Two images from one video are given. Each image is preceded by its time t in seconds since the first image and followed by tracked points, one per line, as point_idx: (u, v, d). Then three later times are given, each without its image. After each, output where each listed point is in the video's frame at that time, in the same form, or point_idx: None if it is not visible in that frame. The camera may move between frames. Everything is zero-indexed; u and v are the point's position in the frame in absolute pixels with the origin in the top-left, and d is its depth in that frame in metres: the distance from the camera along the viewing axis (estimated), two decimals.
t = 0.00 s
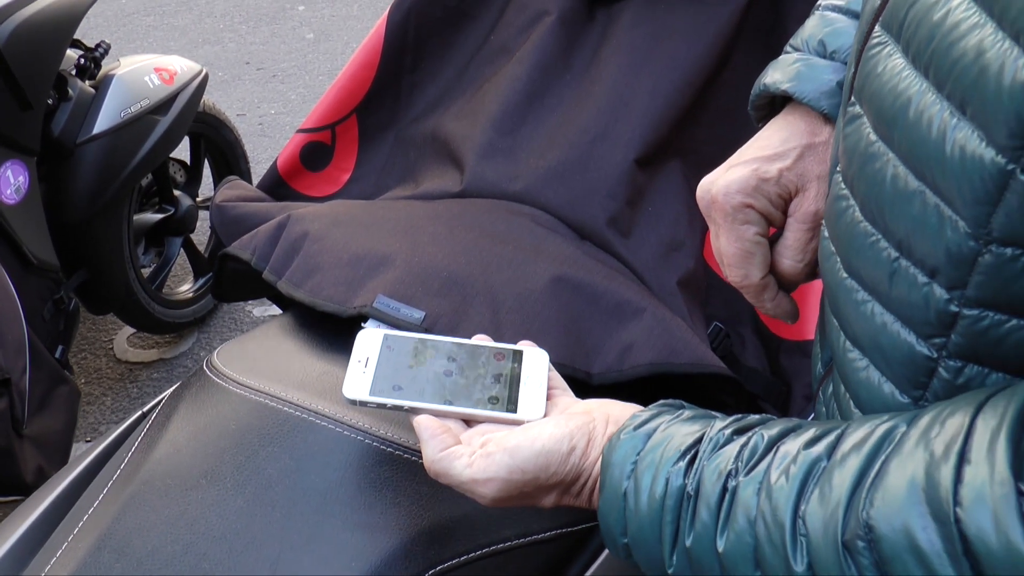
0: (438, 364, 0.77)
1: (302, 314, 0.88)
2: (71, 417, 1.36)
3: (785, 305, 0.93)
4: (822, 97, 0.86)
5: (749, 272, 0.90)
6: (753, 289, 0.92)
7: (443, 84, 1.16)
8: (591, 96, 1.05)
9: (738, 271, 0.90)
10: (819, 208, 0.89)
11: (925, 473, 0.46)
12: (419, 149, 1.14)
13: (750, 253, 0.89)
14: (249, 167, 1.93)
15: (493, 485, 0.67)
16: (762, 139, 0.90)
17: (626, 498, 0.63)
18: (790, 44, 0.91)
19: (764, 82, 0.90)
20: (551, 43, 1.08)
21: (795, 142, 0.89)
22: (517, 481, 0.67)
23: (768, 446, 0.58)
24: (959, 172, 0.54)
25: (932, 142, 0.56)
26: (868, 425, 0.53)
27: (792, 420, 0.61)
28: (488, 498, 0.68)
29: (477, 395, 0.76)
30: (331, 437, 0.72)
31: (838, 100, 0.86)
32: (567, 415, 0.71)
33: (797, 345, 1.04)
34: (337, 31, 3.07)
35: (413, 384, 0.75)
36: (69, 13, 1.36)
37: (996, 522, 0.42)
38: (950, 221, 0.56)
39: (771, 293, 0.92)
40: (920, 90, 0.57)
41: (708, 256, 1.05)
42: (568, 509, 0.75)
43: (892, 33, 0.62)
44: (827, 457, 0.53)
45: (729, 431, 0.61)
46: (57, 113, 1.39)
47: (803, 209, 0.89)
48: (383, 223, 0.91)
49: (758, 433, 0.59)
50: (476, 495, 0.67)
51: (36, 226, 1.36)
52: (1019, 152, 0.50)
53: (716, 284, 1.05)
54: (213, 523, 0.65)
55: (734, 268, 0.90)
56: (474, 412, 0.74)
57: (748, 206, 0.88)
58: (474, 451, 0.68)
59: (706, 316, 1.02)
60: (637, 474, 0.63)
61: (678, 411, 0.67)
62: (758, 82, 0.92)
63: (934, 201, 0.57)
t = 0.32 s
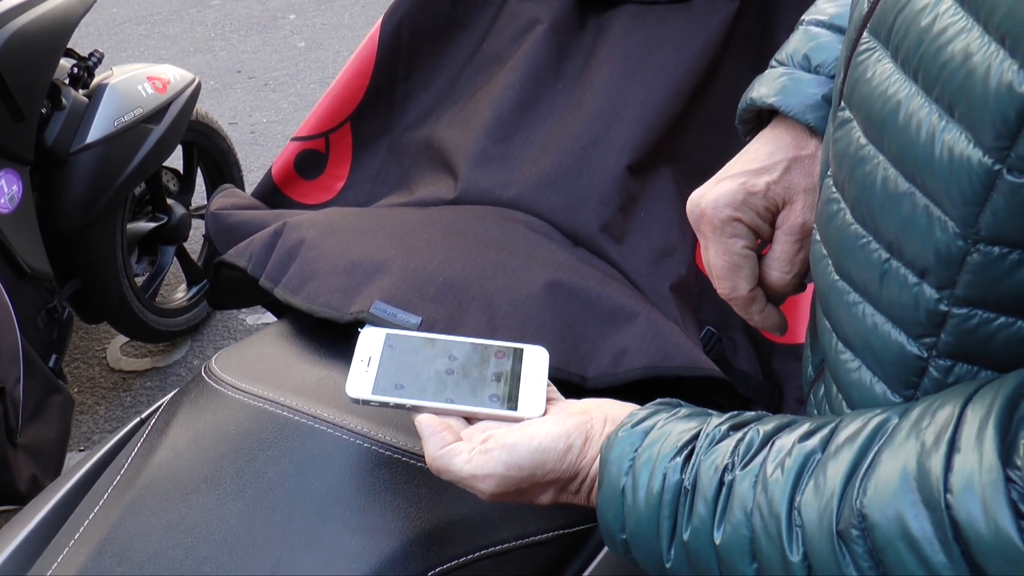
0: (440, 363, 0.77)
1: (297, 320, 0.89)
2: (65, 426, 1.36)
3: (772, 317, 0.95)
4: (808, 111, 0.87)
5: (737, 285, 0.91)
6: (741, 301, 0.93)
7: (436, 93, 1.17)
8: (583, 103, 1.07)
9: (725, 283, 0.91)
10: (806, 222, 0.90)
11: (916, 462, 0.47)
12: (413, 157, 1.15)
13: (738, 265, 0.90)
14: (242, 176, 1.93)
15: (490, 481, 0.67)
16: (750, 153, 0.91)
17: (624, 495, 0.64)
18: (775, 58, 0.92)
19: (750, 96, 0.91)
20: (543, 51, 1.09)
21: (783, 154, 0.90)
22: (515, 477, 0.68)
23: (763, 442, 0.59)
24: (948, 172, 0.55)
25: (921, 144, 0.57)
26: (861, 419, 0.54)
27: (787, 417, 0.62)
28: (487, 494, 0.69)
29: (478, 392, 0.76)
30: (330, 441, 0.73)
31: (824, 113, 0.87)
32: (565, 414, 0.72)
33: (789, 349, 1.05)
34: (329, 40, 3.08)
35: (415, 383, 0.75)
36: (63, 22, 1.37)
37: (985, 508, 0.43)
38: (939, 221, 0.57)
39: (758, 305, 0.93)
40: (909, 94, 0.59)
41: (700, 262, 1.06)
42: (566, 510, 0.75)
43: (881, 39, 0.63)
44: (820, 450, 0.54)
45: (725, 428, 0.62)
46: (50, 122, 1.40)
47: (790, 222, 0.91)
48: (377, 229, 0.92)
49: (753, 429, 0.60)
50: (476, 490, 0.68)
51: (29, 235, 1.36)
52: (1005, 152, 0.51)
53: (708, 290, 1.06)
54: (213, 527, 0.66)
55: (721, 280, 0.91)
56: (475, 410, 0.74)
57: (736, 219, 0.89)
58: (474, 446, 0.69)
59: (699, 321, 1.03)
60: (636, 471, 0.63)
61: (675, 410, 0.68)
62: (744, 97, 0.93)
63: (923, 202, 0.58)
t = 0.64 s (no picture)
0: (457, 371, 0.78)
1: (299, 326, 0.89)
2: (64, 435, 1.36)
3: (773, 322, 0.96)
4: (808, 120, 0.88)
5: (738, 288, 0.92)
6: (743, 305, 0.94)
7: (434, 102, 1.19)
8: (580, 112, 1.08)
9: (727, 287, 0.93)
10: (806, 227, 0.91)
11: (908, 459, 0.49)
12: (411, 166, 1.16)
13: (739, 269, 0.91)
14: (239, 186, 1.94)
15: (495, 462, 0.69)
16: (752, 160, 0.93)
17: (630, 501, 0.64)
18: (776, 68, 0.93)
19: (752, 105, 0.93)
20: (540, 60, 1.10)
21: (783, 162, 0.91)
22: (516, 462, 0.69)
23: (764, 446, 0.60)
24: (939, 174, 0.56)
25: (913, 148, 0.59)
26: (857, 420, 0.55)
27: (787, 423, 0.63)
28: (490, 477, 0.71)
29: (494, 397, 0.77)
30: (336, 445, 0.73)
31: (823, 122, 0.88)
32: (575, 417, 0.73)
33: (785, 353, 1.06)
34: (324, 49, 3.10)
35: (434, 390, 0.76)
36: (63, 33, 1.38)
37: (974, 499, 0.45)
38: (931, 223, 0.59)
39: (759, 309, 0.94)
40: (902, 100, 0.60)
41: (697, 267, 1.07)
42: (566, 512, 0.76)
43: (874, 48, 0.64)
44: (819, 451, 0.56)
45: (727, 433, 0.63)
46: (49, 132, 1.40)
47: (790, 228, 0.92)
48: (378, 237, 0.93)
49: (754, 434, 0.62)
50: (486, 487, 0.72)
51: (28, 244, 1.37)
52: (992, 154, 0.53)
53: (704, 296, 1.07)
54: (221, 529, 0.67)
55: (723, 283, 0.92)
56: (493, 415, 0.75)
57: (738, 224, 0.91)
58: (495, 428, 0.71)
59: (695, 326, 1.04)
60: (642, 476, 0.64)
61: (678, 417, 0.69)
62: (747, 105, 0.95)
63: (916, 205, 0.60)
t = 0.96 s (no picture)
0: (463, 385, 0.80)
1: (302, 344, 0.91)
2: (62, 452, 1.37)
3: (768, 331, 0.98)
4: (801, 137, 0.91)
5: (734, 299, 0.95)
6: (739, 315, 0.96)
7: (432, 122, 1.21)
8: (576, 134, 1.10)
9: (723, 298, 0.95)
10: (800, 241, 0.93)
11: (890, 462, 0.51)
12: (410, 186, 1.18)
13: (736, 281, 0.94)
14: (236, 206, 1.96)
15: (498, 469, 0.71)
16: (748, 176, 0.95)
17: (629, 510, 0.66)
18: (771, 87, 0.96)
19: (748, 122, 0.95)
20: (536, 82, 1.12)
21: (777, 178, 0.93)
22: (520, 471, 0.71)
23: (756, 455, 0.62)
24: (918, 191, 0.59)
25: (895, 167, 0.61)
26: (843, 428, 0.57)
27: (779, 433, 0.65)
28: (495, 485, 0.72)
29: (499, 412, 0.78)
30: (342, 459, 0.75)
31: (816, 139, 0.91)
32: (577, 430, 0.74)
33: (778, 368, 1.07)
34: (319, 69, 3.14)
35: (440, 403, 0.78)
36: (63, 55, 1.40)
37: (950, 497, 0.47)
38: (913, 238, 0.61)
39: (755, 319, 0.96)
40: (885, 121, 0.63)
41: (691, 284, 1.10)
42: (567, 523, 0.77)
43: (860, 72, 0.67)
44: (808, 458, 0.58)
45: (721, 444, 0.65)
46: (49, 152, 1.42)
47: (784, 241, 0.94)
48: (379, 256, 0.94)
49: (747, 444, 0.64)
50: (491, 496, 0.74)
51: (28, 264, 1.39)
52: (967, 173, 0.55)
53: (698, 313, 1.09)
54: (231, 540, 0.68)
55: (719, 294, 0.95)
56: (499, 428, 0.76)
57: (733, 237, 0.93)
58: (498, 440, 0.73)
59: (689, 342, 1.06)
60: (641, 487, 0.66)
61: (674, 430, 0.71)
62: (742, 123, 0.97)
63: (899, 220, 0.62)
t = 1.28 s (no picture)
0: (465, 411, 0.82)
1: (301, 371, 0.93)
2: (54, 480, 1.37)
3: (754, 357, 1.00)
4: (784, 172, 0.95)
5: (722, 327, 0.98)
6: (726, 342, 0.99)
7: (425, 153, 1.24)
8: (565, 165, 1.13)
9: (710, 326, 0.98)
10: (784, 271, 0.97)
11: (873, 475, 0.56)
12: (404, 216, 1.21)
13: (722, 309, 0.97)
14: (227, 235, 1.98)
15: (501, 505, 0.73)
16: (733, 208, 0.99)
17: (628, 527, 0.70)
18: (753, 124, 0.99)
19: (732, 158, 0.98)
20: (527, 114, 1.16)
21: (762, 210, 0.97)
22: (525, 503, 0.74)
23: (748, 472, 0.66)
24: (893, 226, 0.66)
25: (872, 203, 0.68)
26: (828, 446, 0.62)
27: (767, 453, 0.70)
28: (500, 518, 0.75)
29: (499, 436, 0.81)
30: (346, 483, 0.76)
31: (797, 174, 0.95)
32: (574, 456, 0.79)
33: (763, 391, 1.11)
34: (307, 98, 3.18)
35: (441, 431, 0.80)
36: (60, 87, 1.42)
37: (927, 507, 0.52)
38: (888, 267, 0.68)
39: (742, 345, 0.99)
40: (862, 162, 0.70)
41: (678, 311, 1.12)
42: (567, 541, 0.81)
43: (837, 115, 0.74)
44: (796, 474, 0.62)
45: (714, 463, 0.70)
46: (45, 183, 1.44)
47: (769, 270, 0.97)
48: (377, 285, 0.97)
49: (739, 463, 0.68)
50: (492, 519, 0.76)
51: (23, 293, 1.40)
52: (936, 210, 0.62)
53: (686, 339, 1.12)
54: (238, 560, 0.70)
55: (706, 322, 0.98)
56: (498, 453, 0.79)
57: (719, 268, 0.96)
58: (496, 471, 0.76)
59: (678, 367, 1.09)
60: (638, 504, 0.70)
61: (668, 451, 0.75)
62: (726, 158, 1.01)
63: (876, 252, 0.69)
